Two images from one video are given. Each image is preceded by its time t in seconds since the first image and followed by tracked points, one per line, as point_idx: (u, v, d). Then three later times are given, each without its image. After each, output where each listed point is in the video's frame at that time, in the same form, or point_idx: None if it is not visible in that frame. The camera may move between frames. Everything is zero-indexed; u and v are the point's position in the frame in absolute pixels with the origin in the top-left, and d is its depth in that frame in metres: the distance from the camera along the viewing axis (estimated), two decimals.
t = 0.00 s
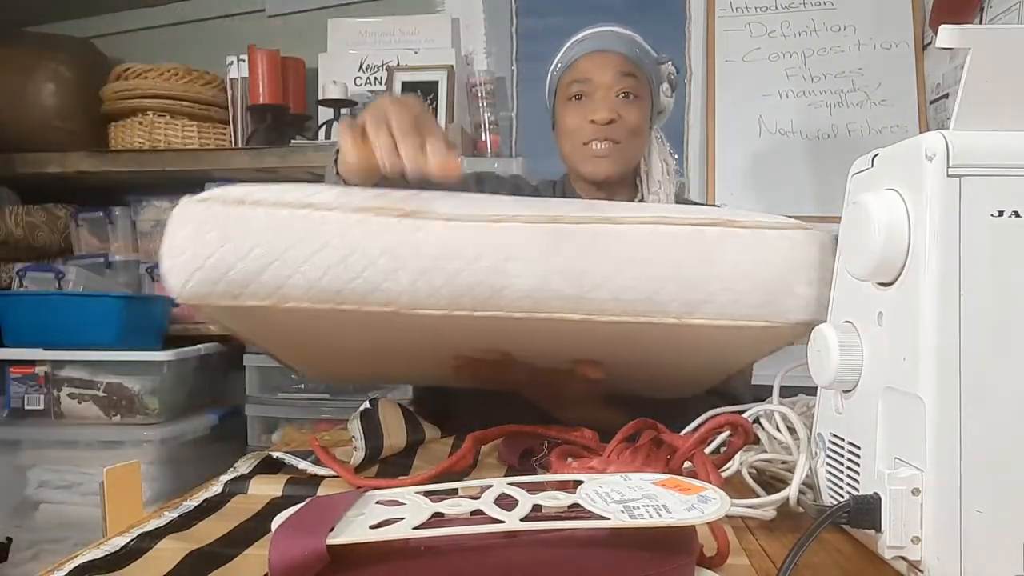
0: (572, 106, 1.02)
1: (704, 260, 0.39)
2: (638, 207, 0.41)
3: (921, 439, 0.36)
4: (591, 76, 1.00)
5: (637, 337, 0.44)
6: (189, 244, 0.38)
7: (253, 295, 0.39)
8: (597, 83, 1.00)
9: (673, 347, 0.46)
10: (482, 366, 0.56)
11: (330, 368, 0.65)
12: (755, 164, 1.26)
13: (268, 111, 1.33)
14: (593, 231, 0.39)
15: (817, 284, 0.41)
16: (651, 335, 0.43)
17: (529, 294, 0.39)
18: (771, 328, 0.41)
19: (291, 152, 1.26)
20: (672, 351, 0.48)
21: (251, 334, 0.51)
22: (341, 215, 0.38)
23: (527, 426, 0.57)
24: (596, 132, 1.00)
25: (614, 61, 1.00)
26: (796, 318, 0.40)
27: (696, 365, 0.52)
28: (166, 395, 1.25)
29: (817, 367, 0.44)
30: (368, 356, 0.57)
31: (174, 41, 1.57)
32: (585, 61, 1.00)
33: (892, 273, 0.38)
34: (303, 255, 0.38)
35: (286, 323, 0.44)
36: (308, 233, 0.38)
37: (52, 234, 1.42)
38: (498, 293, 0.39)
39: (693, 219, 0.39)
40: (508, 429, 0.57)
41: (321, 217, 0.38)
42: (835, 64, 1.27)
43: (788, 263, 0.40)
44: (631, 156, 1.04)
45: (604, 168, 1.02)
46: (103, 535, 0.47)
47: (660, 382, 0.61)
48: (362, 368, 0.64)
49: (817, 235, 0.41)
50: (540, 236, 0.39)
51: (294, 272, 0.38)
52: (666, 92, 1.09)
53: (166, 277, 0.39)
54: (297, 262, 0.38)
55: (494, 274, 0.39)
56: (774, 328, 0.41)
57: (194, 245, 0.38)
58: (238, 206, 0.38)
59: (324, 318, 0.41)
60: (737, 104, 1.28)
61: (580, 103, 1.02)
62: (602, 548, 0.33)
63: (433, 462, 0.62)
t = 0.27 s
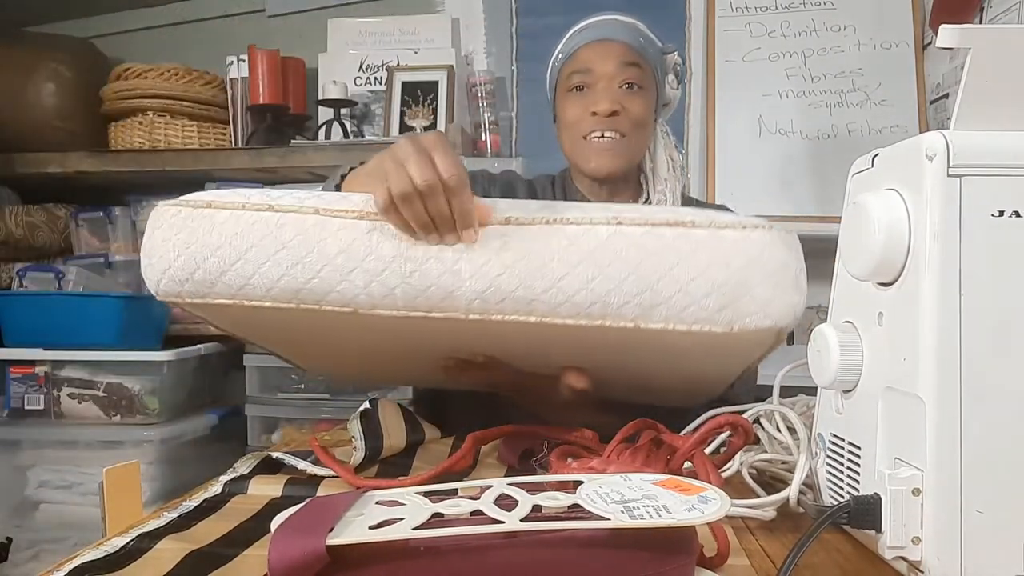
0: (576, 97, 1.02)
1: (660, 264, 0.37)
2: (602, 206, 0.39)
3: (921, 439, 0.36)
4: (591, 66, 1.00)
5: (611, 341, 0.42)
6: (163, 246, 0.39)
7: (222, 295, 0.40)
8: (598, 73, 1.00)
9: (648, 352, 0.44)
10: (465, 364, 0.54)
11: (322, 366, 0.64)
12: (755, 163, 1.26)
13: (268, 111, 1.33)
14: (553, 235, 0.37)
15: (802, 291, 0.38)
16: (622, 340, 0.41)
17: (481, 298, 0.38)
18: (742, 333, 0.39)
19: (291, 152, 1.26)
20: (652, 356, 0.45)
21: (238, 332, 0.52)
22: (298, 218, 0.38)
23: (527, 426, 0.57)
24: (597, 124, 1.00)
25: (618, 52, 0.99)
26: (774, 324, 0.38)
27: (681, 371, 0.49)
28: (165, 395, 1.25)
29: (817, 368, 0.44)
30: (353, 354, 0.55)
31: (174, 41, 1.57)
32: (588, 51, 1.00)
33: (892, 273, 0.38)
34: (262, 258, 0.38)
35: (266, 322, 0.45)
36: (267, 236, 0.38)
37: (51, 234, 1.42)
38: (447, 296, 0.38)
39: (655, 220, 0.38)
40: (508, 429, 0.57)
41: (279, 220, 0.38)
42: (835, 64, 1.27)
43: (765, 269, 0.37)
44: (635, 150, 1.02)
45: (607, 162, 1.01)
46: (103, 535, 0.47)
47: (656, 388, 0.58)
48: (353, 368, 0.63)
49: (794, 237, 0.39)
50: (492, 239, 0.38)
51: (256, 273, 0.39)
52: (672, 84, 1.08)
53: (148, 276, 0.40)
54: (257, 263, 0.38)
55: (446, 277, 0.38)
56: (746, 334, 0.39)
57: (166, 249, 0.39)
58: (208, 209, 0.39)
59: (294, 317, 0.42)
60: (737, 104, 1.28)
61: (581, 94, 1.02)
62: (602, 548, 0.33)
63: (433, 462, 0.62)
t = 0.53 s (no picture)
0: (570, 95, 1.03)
1: (640, 284, 0.36)
2: (587, 226, 0.39)
3: (921, 439, 0.36)
4: (586, 64, 1.00)
5: (596, 357, 0.41)
6: (146, 249, 0.39)
7: (205, 300, 0.39)
8: (593, 71, 1.00)
9: (635, 368, 0.44)
10: (459, 371, 0.54)
11: (316, 368, 0.63)
12: (755, 163, 1.26)
13: (268, 111, 1.33)
14: (533, 252, 0.37)
15: (786, 315, 0.38)
16: (607, 357, 0.41)
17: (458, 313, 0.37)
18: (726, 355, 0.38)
19: (291, 151, 1.26)
20: (642, 371, 0.45)
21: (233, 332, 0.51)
22: (284, 226, 0.38)
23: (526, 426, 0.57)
24: (594, 123, 1.00)
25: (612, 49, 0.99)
26: (758, 349, 0.38)
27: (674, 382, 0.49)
28: (165, 395, 1.25)
29: (817, 368, 0.45)
30: (342, 357, 0.55)
31: (174, 41, 1.58)
32: (583, 48, 1.00)
33: (892, 273, 0.38)
34: (244, 265, 0.38)
35: (256, 326, 0.44)
36: (251, 243, 0.38)
37: (52, 234, 1.42)
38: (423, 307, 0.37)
39: (636, 240, 0.38)
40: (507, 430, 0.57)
41: (264, 227, 0.38)
42: (835, 64, 1.27)
43: (747, 293, 0.37)
44: (635, 149, 1.03)
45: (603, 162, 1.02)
46: (103, 535, 0.47)
47: (649, 396, 0.57)
48: (352, 370, 0.62)
49: (783, 262, 0.38)
50: (472, 252, 0.37)
51: (239, 280, 0.38)
52: (672, 78, 1.08)
53: (132, 279, 0.40)
54: (240, 269, 0.38)
55: (426, 290, 0.37)
56: (730, 357, 0.38)
57: (148, 252, 0.38)
58: (193, 214, 0.39)
59: (278, 322, 0.41)
60: (737, 104, 1.29)
61: (576, 93, 1.03)
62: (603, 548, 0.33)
63: (433, 462, 0.62)
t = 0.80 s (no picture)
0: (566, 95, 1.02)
1: (642, 263, 0.36)
2: (587, 205, 0.38)
3: (921, 439, 0.36)
4: (583, 63, 0.99)
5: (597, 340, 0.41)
6: (143, 242, 0.39)
7: (202, 292, 0.40)
8: (589, 70, 0.99)
9: (637, 352, 0.43)
10: (457, 363, 0.54)
11: (314, 363, 0.63)
12: (754, 163, 1.26)
13: (268, 111, 1.33)
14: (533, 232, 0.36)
15: (791, 289, 0.37)
16: (609, 340, 0.40)
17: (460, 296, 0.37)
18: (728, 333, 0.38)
19: (291, 151, 1.26)
20: (642, 355, 0.45)
21: (231, 327, 0.51)
22: (278, 215, 0.38)
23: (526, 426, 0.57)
24: (591, 124, 1.00)
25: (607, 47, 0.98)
26: (762, 324, 0.37)
27: (673, 369, 0.48)
28: (165, 395, 1.25)
29: (817, 368, 0.45)
30: (341, 350, 0.55)
31: (174, 41, 1.58)
32: (578, 47, 0.99)
33: (892, 273, 0.38)
34: (238, 256, 0.38)
35: (256, 318, 0.45)
36: (244, 233, 0.38)
37: (52, 234, 1.42)
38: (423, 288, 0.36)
39: (638, 218, 0.37)
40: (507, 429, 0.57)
41: (257, 217, 0.38)
42: (835, 64, 1.27)
43: (751, 268, 0.36)
44: (631, 149, 1.03)
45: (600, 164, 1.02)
46: (102, 535, 0.47)
47: (649, 387, 0.57)
48: (350, 365, 0.62)
49: (785, 237, 0.38)
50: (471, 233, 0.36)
51: (235, 271, 0.38)
52: (670, 73, 1.08)
53: (129, 274, 0.40)
54: (234, 261, 0.38)
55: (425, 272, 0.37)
56: (731, 335, 0.38)
57: (144, 244, 0.39)
58: (188, 207, 0.39)
59: (276, 312, 0.41)
60: (737, 104, 1.29)
61: (572, 93, 1.02)
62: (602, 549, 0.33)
63: (433, 462, 0.62)
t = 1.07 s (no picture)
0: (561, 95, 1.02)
1: (632, 260, 0.37)
2: (580, 204, 0.40)
3: (920, 439, 0.36)
4: (577, 63, 0.99)
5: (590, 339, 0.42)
6: (143, 236, 0.40)
7: (200, 286, 0.40)
8: (584, 70, 0.99)
9: (629, 352, 0.44)
10: (458, 365, 0.55)
11: (317, 364, 0.64)
12: (755, 164, 1.26)
13: (268, 110, 1.33)
14: (526, 229, 0.38)
15: (782, 288, 0.39)
16: (601, 339, 0.41)
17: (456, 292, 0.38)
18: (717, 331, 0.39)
19: (291, 151, 1.25)
20: (637, 357, 0.45)
21: (236, 327, 0.52)
22: (276, 210, 0.39)
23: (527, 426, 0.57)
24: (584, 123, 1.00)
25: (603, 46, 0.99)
26: (752, 322, 0.38)
27: (671, 371, 0.49)
28: (165, 395, 1.25)
29: (817, 368, 0.45)
30: (342, 351, 0.55)
31: (175, 41, 1.58)
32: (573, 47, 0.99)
33: (892, 273, 0.38)
34: (237, 250, 0.39)
35: (254, 316, 0.45)
36: (244, 228, 0.39)
37: (52, 235, 1.42)
38: (421, 284, 0.38)
39: (628, 216, 0.38)
40: (508, 429, 0.57)
41: (257, 212, 0.39)
42: (835, 64, 1.27)
43: (740, 265, 0.37)
44: (629, 148, 1.04)
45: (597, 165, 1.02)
46: (103, 535, 0.47)
47: (647, 390, 0.58)
48: (353, 367, 0.63)
49: (777, 235, 0.39)
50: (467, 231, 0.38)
51: (233, 264, 0.39)
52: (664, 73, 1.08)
53: (130, 267, 0.41)
54: (233, 255, 0.39)
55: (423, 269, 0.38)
56: (723, 332, 0.39)
57: (145, 238, 0.40)
58: (188, 202, 0.40)
59: (273, 308, 0.42)
60: (737, 103, 1.29)
61: (567, 93, 1.02)
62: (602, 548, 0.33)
63: (433, 462, 0.62)
